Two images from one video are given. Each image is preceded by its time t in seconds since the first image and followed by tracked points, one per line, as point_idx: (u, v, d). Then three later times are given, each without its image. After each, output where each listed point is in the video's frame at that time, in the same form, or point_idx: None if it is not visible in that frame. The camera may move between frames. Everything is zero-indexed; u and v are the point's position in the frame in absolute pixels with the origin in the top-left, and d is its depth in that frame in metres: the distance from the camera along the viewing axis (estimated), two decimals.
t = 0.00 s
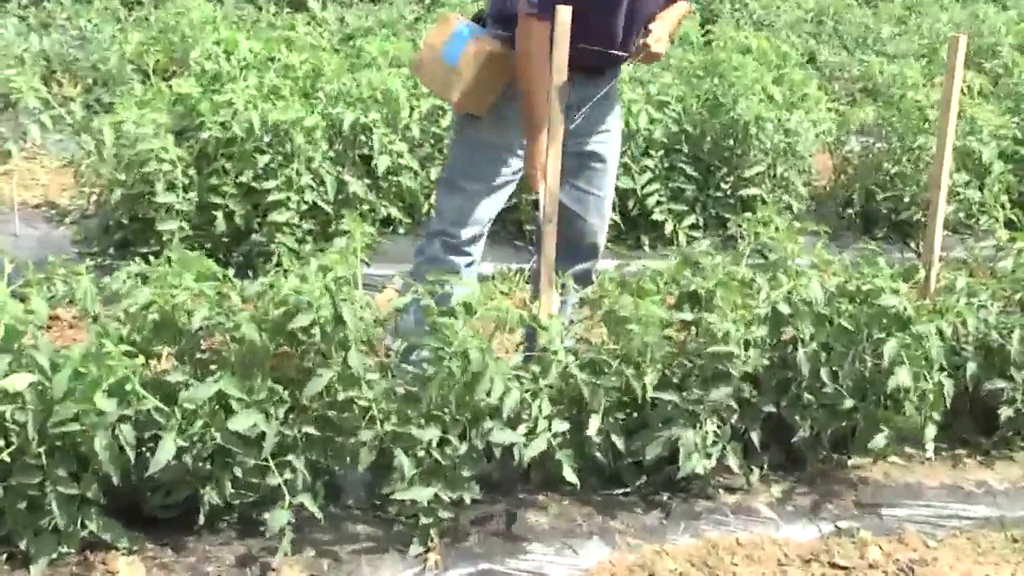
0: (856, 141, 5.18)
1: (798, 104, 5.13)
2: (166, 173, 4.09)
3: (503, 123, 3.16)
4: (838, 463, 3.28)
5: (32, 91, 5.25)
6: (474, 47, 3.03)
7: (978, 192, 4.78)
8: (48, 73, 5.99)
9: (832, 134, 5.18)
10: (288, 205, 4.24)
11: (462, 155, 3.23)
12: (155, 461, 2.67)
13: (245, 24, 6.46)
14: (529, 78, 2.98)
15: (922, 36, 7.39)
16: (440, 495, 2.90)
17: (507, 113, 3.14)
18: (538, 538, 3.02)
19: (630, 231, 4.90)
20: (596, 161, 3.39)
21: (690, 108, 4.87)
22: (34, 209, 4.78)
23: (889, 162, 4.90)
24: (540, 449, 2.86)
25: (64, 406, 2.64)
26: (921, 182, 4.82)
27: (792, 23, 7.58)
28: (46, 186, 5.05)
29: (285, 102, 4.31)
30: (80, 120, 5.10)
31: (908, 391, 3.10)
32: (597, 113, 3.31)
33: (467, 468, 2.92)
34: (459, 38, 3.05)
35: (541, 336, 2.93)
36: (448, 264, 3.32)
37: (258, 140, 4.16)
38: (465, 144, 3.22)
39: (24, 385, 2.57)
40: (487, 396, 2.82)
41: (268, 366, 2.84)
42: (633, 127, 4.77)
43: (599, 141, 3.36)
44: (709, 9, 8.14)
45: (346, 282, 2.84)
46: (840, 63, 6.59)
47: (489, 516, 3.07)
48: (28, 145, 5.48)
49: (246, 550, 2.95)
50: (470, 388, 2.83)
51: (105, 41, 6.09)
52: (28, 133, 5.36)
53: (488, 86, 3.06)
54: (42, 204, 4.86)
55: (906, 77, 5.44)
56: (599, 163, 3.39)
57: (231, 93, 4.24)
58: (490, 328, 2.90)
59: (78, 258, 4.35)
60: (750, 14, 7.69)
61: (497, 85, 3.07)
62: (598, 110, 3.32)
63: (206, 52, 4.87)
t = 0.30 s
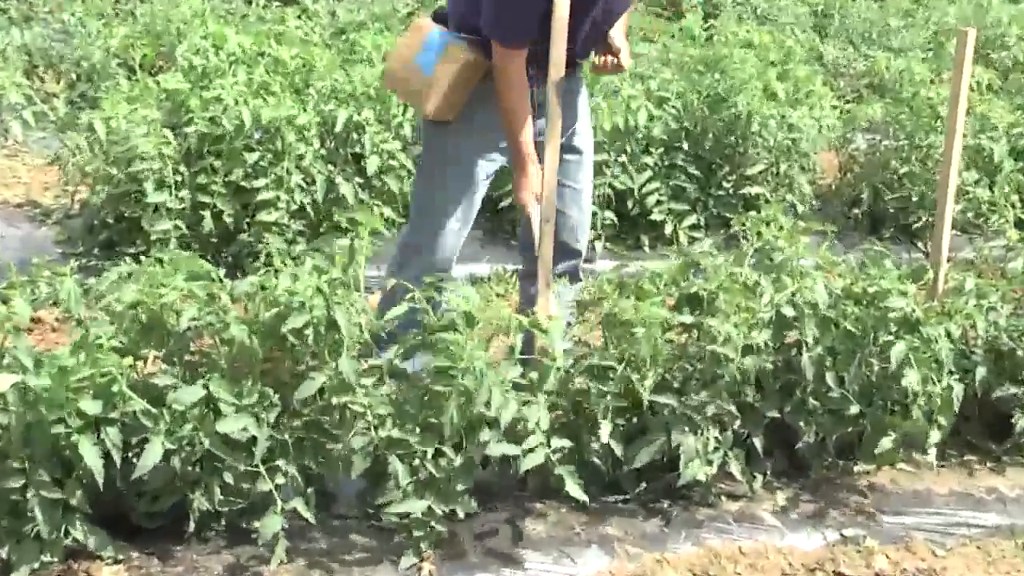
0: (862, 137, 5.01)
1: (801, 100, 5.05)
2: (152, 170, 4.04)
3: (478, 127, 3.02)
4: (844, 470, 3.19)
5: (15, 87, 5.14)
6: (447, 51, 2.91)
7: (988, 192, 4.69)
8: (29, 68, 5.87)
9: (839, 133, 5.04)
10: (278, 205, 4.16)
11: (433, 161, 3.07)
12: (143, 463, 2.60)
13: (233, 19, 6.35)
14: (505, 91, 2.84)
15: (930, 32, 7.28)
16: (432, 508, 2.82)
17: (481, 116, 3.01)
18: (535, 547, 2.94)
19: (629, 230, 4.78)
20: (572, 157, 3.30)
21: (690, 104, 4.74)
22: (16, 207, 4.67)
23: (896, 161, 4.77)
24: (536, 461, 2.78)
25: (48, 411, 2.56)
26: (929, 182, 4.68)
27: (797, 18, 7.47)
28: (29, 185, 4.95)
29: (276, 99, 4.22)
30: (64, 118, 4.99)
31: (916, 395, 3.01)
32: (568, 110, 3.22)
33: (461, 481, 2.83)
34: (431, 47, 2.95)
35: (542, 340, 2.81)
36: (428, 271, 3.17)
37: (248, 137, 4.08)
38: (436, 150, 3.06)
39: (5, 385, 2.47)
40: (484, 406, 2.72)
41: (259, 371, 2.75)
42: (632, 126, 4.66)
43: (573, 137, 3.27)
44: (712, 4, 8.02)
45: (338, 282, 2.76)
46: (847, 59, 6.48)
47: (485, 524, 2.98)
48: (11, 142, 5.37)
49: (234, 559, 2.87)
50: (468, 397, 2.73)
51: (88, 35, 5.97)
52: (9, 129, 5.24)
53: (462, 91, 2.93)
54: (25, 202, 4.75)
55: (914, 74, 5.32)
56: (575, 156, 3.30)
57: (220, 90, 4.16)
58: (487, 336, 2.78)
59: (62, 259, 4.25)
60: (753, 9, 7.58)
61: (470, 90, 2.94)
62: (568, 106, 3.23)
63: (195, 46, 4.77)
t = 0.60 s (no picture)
0: (869, 136, 4.82)
1: (806, 99, 4.81)
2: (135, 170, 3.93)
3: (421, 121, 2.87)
4: (850, 479, 3.10)
5: None
6: (374, 57, 2.77)
7: (996, 192, 4.60)
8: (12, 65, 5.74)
9: (845, 132, 4.82)
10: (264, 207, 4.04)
11: (379, 153, 2.94)
12: (126, 468, 2.52)
13: (222, 13, 6.22)
14: (449, 75, 2.65)
15: (938, 28, 7.15)
16: (426, 515, 2.72)
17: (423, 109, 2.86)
18: (532, 558, 2.85)
19: (628, 233, 4.57)
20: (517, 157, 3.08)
21: (691, 103, 4.57)
22: None
23: (903, 160, 4.58)
24: (528, 469, 2.71)
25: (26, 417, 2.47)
26: (939, 183, 4.50)
27: (799, 15, 7.34)
28: (11, 184, 4.84)
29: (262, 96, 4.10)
30: (48, 115, 4.87)
31: (923, 402, 2.93)
32: (503, 108, 3.01)
33: (456, 486, 2.73)
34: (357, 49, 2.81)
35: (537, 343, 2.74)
36: (386, 268, 2.99)
37: (233, 137, 3.94)
38: (381, 140, 2.93)
39: None
40: (479, 410, 2.68)
41: (247, 375, 2.69)
42: (635, 124, 4.44)
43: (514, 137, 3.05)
44: (713, 0, 7.90)
45: (327, 284, 2.66)
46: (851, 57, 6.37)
47: (479, 535, 2.89)
48: None
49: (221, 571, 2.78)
50: (459, 400, 2.67)
51: (74, 31, 5.85)
52: None
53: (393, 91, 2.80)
54: (8, 202, 4.64)
55: (923, 70, 5.11)
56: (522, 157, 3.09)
57: (206, 86, 4.01)
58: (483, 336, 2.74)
59: (42, 261, 4.14)
60: (754, 6, 7.46)
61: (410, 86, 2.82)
62: (503, 104, 3.01)
63: (182, 41, 4.66)
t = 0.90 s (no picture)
0: (879, 136, 4.64)
1: (817, 96, 4.59)
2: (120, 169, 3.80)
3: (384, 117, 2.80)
4: (859, 487, 3.02)
5: None
6: (325, 51, 2.71)
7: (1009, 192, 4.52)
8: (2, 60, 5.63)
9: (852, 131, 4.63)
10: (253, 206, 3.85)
11: (343, 151, 2.86)
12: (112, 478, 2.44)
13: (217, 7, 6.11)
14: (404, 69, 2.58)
15: (951, 23, 7.04)
16: (423, 524, 2.63)
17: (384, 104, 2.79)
18: (532, 569, 2.77)
19: (631, 234, 4.49)
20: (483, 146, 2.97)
21: (699, 101, 4.49)
22: None
23: (917, 159, 4.42)
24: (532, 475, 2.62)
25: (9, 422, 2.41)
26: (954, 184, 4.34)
27: (808, 9, 7.22)
28: None
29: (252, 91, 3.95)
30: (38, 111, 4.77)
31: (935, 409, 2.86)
32: (466, 98, 2.91)
33: (452, 495, 2.65)
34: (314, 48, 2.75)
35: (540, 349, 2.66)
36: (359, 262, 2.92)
37: (223, 134, 3.80)
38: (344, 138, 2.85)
39: None
40: (477, 418, 2.58)
41: (239, 377, 2.60)
42: (638, 124, 4.34)
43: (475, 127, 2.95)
44: None
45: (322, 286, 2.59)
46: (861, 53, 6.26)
47: (479, 545, 2.81)
48: None
49: None
50: (456, 407, 2.58)
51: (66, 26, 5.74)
52: None
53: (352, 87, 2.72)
54: None
55: (934, 66, 4.96)
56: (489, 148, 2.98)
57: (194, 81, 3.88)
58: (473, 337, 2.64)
59: (27, 262, 4.03)
60: (762, 1, 7.34)
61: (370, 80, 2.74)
62: (464, 96, 2.91)
63: (173, 37, 4.57)
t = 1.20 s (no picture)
0: (889, 135, 4.56)
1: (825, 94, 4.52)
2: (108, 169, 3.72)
3: (378, 120, 2.72)
4: (869, 498, 2.94)
5: None
6: (314, 49, 2.62)
7: None
8: None
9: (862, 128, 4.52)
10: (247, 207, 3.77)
11: (336, 151, 2.78)
12: (102, 486, 2.35)
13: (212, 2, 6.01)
14: (404, 80, 2.48)
15: (965, 16, 6.93)
16: (419, 537, 2.58)
17: (378, 105, 2.71)
18: None
19: (635, 236, 4.41)
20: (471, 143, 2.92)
21: (705, 99, 4.41)
22: None
23: (929, 159, 4.33)
24: (529, 488, 2.56)
25: None
26: (967, 183, 4.26)
27: (817, 4, 7.12)
28: None
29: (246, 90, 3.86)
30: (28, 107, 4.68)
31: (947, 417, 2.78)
32: (460, 94, 2.84)
33: (450, 507, 2.57)
34: (304, 42, 2.65)
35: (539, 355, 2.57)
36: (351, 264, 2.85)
37: (215, 133, 3.72)
38: (336, 138, 2.77)
39: None
40: (475, 427, 2.50)
41: (229, 386, 2.51)
42: (642, 123, 4.28)
43: (470, 124, 2.89)
44: None
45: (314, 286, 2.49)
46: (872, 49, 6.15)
47: (476, 557, 2.72)
48: None
49: None
50: (453, 417, 2.49)
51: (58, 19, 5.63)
52: None
53: (345, 84, 2.63)
54: None
55: (947, 63, 4.87)
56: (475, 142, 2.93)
57: (185, 80, 3.81)
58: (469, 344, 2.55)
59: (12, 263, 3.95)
60: None
61: (359, 76, 2.64)
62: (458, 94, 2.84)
63: (163, 33, 4.47)
